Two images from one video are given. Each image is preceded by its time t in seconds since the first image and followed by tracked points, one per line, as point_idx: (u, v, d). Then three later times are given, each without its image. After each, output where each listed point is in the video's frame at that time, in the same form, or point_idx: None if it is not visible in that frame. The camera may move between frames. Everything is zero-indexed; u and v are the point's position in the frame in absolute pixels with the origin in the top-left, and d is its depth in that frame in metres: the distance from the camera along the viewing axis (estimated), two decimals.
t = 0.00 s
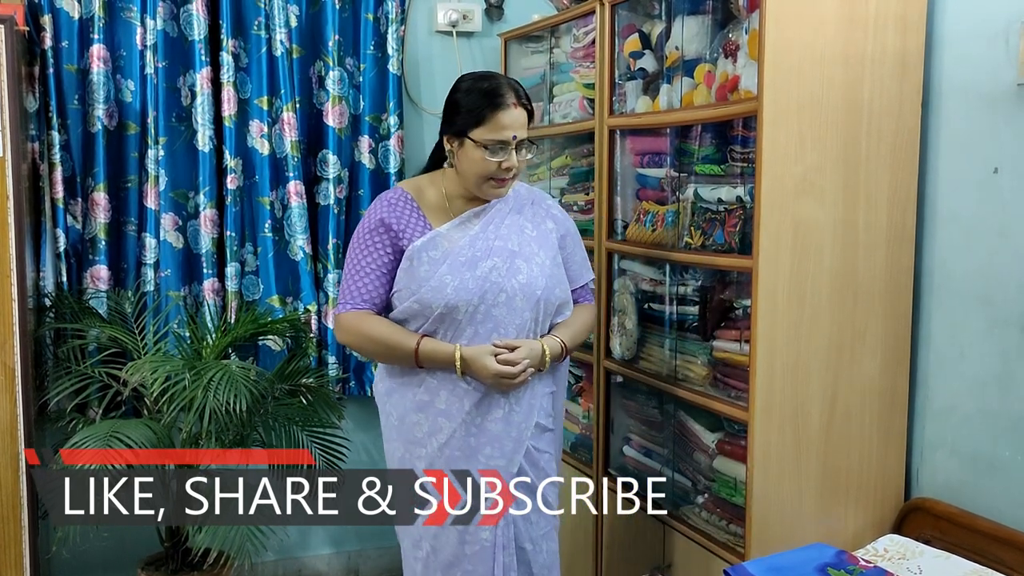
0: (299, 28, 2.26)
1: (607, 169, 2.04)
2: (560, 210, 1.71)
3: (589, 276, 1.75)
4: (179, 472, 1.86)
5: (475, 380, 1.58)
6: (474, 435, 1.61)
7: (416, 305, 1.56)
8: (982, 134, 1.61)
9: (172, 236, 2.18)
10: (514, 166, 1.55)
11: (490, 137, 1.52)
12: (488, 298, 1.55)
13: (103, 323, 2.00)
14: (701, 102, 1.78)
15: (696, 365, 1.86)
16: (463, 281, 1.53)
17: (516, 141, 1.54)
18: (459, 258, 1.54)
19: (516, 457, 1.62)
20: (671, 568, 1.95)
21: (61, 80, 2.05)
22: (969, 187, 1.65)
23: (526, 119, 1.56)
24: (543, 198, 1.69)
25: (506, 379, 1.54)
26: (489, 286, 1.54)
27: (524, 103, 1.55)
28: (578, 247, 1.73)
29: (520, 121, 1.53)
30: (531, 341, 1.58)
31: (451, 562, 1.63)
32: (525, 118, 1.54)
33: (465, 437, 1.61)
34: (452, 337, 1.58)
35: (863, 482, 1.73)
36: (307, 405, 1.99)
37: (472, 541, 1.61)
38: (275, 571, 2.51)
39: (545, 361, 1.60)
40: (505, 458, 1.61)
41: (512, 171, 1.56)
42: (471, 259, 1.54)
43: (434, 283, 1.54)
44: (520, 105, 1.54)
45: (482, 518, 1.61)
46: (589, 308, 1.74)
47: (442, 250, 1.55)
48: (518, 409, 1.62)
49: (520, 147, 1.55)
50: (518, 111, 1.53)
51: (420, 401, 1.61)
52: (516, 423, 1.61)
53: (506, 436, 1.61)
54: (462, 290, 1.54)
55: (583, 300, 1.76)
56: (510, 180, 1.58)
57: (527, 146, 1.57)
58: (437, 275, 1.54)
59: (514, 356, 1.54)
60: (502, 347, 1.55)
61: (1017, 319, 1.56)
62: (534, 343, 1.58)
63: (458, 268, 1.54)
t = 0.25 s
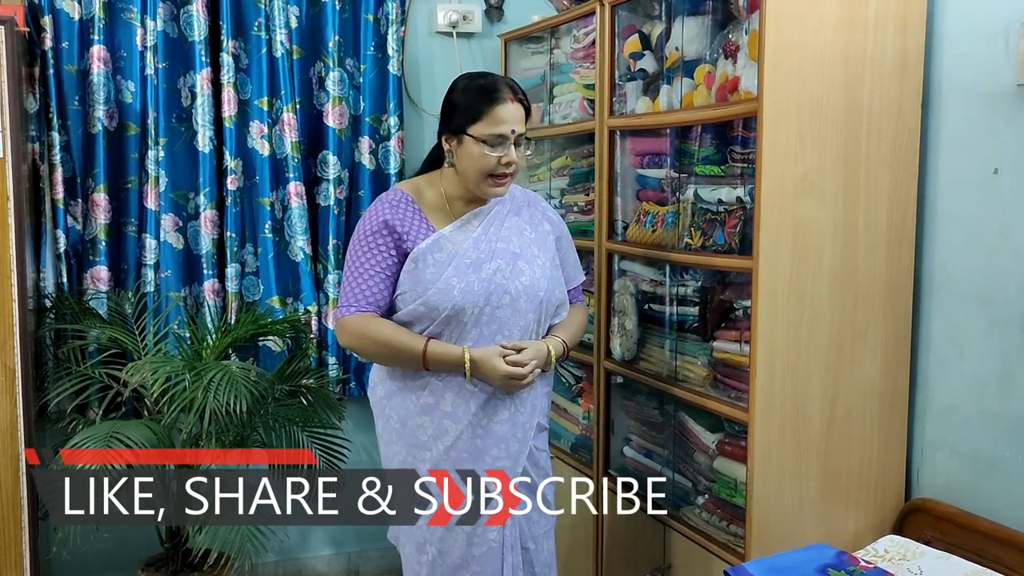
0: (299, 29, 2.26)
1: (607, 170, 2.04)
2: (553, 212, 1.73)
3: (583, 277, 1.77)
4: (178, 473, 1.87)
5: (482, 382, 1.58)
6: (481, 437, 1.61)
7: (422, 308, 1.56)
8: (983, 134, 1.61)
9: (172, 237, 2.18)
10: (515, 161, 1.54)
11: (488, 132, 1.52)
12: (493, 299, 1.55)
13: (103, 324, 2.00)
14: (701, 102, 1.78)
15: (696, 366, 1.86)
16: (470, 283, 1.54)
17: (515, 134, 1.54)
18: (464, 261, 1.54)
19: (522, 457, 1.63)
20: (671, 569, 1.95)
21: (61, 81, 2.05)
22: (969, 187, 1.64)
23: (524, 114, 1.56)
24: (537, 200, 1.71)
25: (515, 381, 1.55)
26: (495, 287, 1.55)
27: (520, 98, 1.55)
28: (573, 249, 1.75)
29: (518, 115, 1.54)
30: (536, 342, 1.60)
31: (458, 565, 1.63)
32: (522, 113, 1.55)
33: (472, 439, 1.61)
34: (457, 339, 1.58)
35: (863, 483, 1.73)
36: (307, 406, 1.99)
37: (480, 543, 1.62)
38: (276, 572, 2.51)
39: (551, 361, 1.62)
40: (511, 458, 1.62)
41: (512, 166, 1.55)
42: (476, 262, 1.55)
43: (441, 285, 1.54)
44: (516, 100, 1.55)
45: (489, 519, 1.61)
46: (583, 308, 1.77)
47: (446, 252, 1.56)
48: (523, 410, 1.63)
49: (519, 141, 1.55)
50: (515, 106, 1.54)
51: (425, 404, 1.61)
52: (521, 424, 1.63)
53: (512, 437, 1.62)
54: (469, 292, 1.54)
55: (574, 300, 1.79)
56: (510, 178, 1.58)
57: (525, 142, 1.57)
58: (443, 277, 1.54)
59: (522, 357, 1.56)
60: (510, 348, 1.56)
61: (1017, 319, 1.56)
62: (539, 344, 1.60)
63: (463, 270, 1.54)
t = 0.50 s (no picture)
0: (299, 30, 2.26)
1: (607, 170, 2.04)
2: (551, 212, 1.73)
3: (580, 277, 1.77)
4: (178, 473, 1.87)
5: (480, 382, 1.58)
6: (480, 438, 1.61)
7: (419, 308, 1.55)
8: (983, 135, 1.61)
9: (172, 238, 2.18)
10: (493, 142, 1.57)
11: (466, 114, 1.58)
12: (490, 299, 1.55)
13: (103, 325, 2.00)
14: (701, 103, 1.78)
15: (696, 367, 1.86)
16: (467, 283, 1.54)
17: (491, 117, 1.58)
18: (461, 260, 1.54)
19: (521, 458, 1.64)
20: (671, 570, 1.95)
21: (61, 82, 2.05)
22: (969, 188, 1.64)
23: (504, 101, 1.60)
24: (535, 201, 1.71)
25: (513, 380, 1.55)
26: (492, 287, 1.55)
27: (500, 85, 1.60)
28: (571, 250, 1.75)
29: (495, 99, 1.58)
30: (534, 342, 1.60)
31: (458, 566, 1.63)
32: (501, 99, 1.59)
33: (471, 439, 1.61)
34: (454, 338, 1.58)
35: (863, 483, 1.73)
36: (307, 407, 1.99)
37: (479, 543, 1.61)
38: (276, 573, 2.51)
39: (549, 360, 1.62)
40: (511, 459, 1.62)
41: (490, 149, 1.58)
42: (473, 261, 1.54)
43: (438, 285, 1.54)
44: (496, 86, 1.59)
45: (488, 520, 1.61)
46: (581, 307, 1.77)
47: (444, 252, 1.55)
48: (522, 410, 1.63)
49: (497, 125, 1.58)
50: (493, 90, 1.59)
51: (424, 405, 1.60)
52: (521, 424, 1.63)
53: (511, 438, 1.62)
54: (466, 292, 1.54)
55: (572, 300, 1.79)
56: (493, 163, 1.59)
57: (506, 127, 1.60)
58: (440, 277, 1.54)
59: (519, 356, 1.56)
60: (507, 348, 1.56)
61: (1017, 320, 1.56)
62: (537, 344, 1.60)
63: (461, 270, 1.54)
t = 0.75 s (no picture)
0: (299, 31, 2.26)
1: (607, 170, 2.04)
2: (551, 212, 1.72)
3: (581, 277, 1.74)
4: (178, 474, 1.87)
5: (465, 380, 1.57)
6: (467, 437, 1.61)
7: (405, 305, 1.56)
8: (983, 136, 1.61)
9: (172, 239, 2.18)
10: (473, 132, 1.59)
11: (446, 108, 1.61)
12: (477, 297, 1.55)
13: (103, 326, 2.00)
14: (701, 104, 1.78)
15: (696, 367, 1.86)
16: (453, 281, 1.54)
17: (470, 108, 1.60)
18: (448, 258, 1.54)
19: (510, 457, 1.62)
20: (670, 571, 1.95)
21: (61, 83, 2.05)
22: (969, 189, 1.64)
23: (486, 93, 1.62)
24: (534, 200, 1.70)
25: (495, 377, 1.53)
26: (478, 285, 1.54)
27: (480, 78, 1.62)
28: (571, 248, 1.73)
29: (474, 91, 1.61)
30: (521, 340, 1.58)
31: (449, 566, 1.62)
32: (481, 90, 1.61)
33: (458, 438, 1.61)
34: (442, 336, 1.58)
35: (863, 484, 1.73)
36: (307, 408, 1.98)
37: (469, 543, 1.61)
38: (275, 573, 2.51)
39: (536, 360, 1.60)
40: (499, 458, 1.62)
41: (472, 139, 1.59)
42: (460, 259, 1.54)
43: (423, 282, 1.54)
44: (475, 79, 1.62)
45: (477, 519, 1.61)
46: (582, 308, 1.74)
47: (432, 250, 1.56)
48: (510, 409, 1.62)
49: (478, 116, 1.60)
50: (472, 82, 1.61)
51: (413, 403, 1.61)
52: (509, 423, 1.61)
53: (499, 437, 1.61)
54: (451, 289, 1.54)
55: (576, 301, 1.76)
56: (477, 154, 1.60)
57: (489, 117, 1.61)
58: (426, 274, 1.54)
59: (503, 354, 1.54)
60: (492, 345, 1.55)
61: (1018, 321, 1.56)
62: (524, 342, 1.58)
63: (447, 267, 1.54)
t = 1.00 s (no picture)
0: (299, 32, 2.26)
1: (607, 170, 2.05)
2: (552, 212, 1.71)
3: (582, 278, 1.71)
4: (178, 474, 1.86)
5: (452, 379, 1.57)
6: (454, 437, 1.61)
7: (394, 304, 1.57)
8: (983, 136, 1.61)
9: (172, 239, 2.18)
10: (458, 125, 1.60)
11: (429, 109, 1.63)
12: (465, 296, 1.54)
13: (102, 326, 2.00)
14: (701, 104, 1.78)
15: (696, 368, 1.86)
16: (441, 279, 1.54)
17: (453, 104, 1.61)
18: (438, 257, 1.55)
19: (498, 458, 1.61)
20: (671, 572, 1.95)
21: (61, 83, 2.05)
22: (970, 189, 1.64)
23: (468, 88, 1.64)
24: (535, 200, 1.70)
25: (477, 377, 1.53)
26: (466, 284, 1.54)
27: (461, 74, 1.64)
28: (572, 249, 1.71)
29: (456, 88, 1.62)
30: (507, 340, 1.56)
31: (436, 566, 1.63)
32: (462, 85, 1.63)
33: (445, 437, 1.61)
34: (431, 336, 1.58)
35: (864, 484, 1.73)
36: (307, 409, 1.98)
37: (456, 543, 1.61)
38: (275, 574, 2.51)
39: (522, 360, 1.58)
40: (486, 460, 1.61)
41: (458, 133, 1.60)
42: (450, 258, 1.55)
43: (412, 281, 1.55)
44: (456, 76, 1.64)
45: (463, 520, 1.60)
46: (583, 310, 1.71)
47: (423, 249, 1.57)
48: (498, 410, 1.61)
49: (461, 110, 1.61)
50: (453, 80, 1.63)
51: (403, 401, 1.63)
52: (496, 424, 1.61)
53: (487, 437, 1.61)
54: (440, 288, 1.54)
55: (580, 302, 1.73)
56: (466, 147, 1.61)
57: (473, 110, 1.62)
58: (415, 273, 1.55)
59: (487, 353, 1.53)
60: (477, 345, 1.54)
61: (1018, 321, 1.55)
62: (510, 342, 1.56)
63: (437, 266, 1.55)
